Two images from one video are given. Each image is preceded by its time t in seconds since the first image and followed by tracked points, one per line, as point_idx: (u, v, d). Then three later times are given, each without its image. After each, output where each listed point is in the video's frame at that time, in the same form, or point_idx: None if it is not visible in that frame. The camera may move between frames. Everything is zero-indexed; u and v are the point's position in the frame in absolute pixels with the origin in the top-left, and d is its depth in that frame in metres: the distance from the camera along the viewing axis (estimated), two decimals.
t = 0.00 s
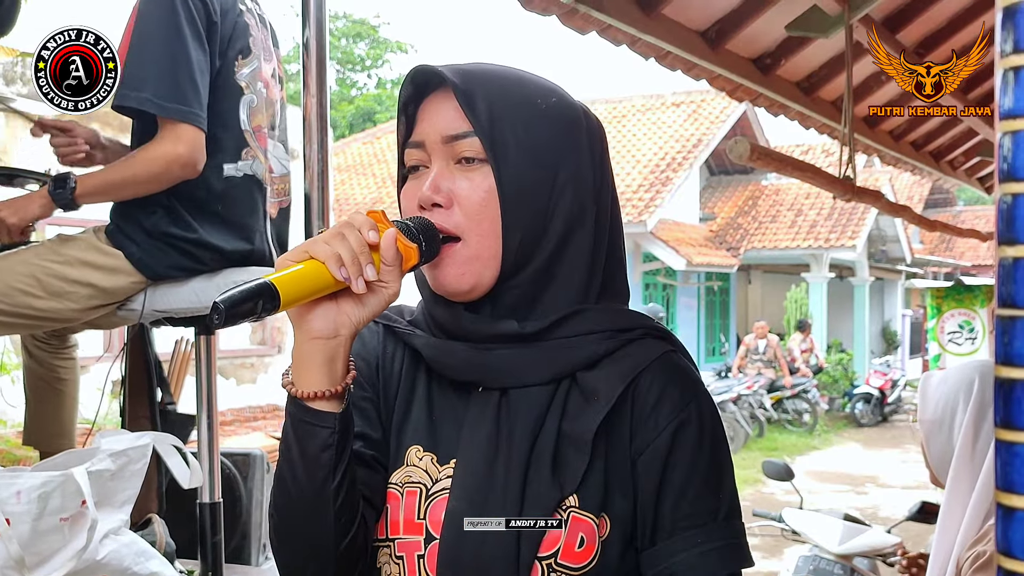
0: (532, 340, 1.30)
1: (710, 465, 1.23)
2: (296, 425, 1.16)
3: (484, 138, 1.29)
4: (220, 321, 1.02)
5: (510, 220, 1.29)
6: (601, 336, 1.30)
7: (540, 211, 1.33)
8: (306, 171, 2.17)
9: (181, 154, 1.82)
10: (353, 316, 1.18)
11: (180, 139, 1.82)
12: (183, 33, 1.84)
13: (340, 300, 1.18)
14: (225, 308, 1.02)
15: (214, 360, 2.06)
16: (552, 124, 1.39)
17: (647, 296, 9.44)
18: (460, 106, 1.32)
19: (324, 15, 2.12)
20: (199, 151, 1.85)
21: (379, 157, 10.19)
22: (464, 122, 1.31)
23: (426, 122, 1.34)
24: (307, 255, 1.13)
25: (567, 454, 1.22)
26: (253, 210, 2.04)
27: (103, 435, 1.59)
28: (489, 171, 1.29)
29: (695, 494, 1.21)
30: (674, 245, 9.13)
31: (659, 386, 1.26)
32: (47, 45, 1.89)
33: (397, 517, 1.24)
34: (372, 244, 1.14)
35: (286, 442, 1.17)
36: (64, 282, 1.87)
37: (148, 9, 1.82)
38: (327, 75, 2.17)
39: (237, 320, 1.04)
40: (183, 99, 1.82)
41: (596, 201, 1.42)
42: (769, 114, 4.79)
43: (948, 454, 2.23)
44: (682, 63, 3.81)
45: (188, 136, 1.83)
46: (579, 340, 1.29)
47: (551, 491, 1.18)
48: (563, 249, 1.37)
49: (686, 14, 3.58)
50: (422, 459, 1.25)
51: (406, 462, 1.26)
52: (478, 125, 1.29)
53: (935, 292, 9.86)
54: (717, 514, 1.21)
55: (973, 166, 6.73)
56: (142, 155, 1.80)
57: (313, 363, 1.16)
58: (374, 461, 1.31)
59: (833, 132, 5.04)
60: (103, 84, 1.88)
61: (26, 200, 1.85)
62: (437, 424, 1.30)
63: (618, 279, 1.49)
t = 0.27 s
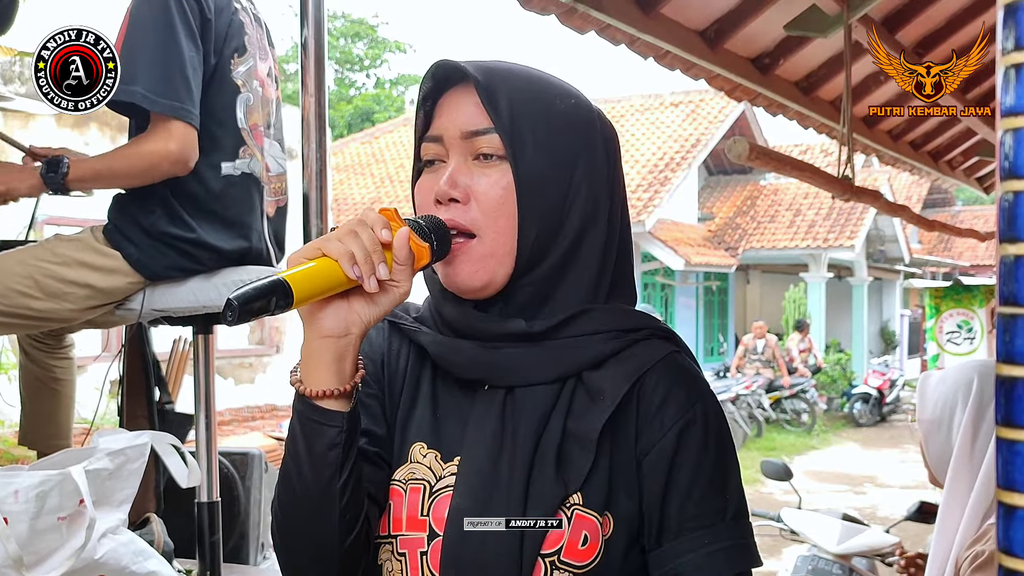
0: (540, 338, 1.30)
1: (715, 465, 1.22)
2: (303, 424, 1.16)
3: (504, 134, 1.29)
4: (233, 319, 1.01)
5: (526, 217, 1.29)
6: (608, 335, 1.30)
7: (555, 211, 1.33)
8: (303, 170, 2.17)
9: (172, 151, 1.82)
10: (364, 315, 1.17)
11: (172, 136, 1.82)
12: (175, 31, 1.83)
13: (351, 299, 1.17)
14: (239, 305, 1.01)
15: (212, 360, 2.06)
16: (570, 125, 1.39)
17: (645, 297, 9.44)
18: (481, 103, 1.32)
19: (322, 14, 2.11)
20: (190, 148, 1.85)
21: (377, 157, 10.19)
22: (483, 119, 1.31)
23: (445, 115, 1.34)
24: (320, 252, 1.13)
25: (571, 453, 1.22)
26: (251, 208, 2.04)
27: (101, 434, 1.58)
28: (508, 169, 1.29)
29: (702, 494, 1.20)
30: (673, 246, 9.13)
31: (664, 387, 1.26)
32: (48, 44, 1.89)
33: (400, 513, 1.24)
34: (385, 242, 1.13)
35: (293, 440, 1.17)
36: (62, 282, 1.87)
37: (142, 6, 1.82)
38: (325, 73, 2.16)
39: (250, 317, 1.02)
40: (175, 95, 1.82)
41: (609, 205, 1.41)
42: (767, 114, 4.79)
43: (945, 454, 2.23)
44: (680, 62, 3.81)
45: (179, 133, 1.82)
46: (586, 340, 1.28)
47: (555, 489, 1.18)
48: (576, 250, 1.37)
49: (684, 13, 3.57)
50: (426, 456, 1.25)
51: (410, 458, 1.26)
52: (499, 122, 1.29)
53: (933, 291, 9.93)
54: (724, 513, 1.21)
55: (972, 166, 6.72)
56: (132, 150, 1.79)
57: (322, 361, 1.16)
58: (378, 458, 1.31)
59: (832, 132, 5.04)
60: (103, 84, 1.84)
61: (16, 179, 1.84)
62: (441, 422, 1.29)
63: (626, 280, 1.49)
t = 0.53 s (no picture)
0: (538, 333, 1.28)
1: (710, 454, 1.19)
2: (319, 430, 1.13)
3: (535, 142, 1.28)
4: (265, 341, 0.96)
5: (544, 227, 1.28)
6: (604, 331, 1.27)
7: (573, 215, 1.32)
8: (301, 170, 2.16)
9: (174, 148, 1.82)
10: (387, 327, 1.13)
11: (174, 134, 1.82)
12: (174, 29, 1.83)
13: (376, 311, 1.12)
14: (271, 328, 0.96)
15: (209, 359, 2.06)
16: (595, 141, 1.38)
17: (643, 296, 9.45)
18: (513, 103, 1.31)
19: (321, 13, 2.11)
20: (192, 146, 1.85)
21: (375, 157, 10.18)
22: (513, 121, 1.30)
23: (473, 112, 1.33)
24: (349, 265, 1.07)
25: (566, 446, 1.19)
26: (250, 207, 2.03)
27: (98, 434, 1.58)
28: (534, 176, 1.29)
29: (697, 480, 1.16)
30: (671, 246, 9.14)
31: (657, 379, 1.24)
32: (48, 44, 1.88)
33: (394, 509, 1.22)
34: (414, 255, 1.07)
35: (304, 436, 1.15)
36: (61, 280, 1.86)
37: (140, 4, 1.82)
38: (323, 73, 2.16)
39: (280, 338, 0.98)
40: (175, 92, 1.81)
41: (620, 214, 1.41)
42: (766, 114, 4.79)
43: (944, 453, 2.23)
44: (679, 62, 3.81)
45: (182, 130, 1.83)
46: (582, 335, 1.26)
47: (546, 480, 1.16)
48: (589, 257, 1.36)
49: (683, 13, 3.57)
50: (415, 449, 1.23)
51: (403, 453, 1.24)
52: (530, 127, 1.29)
53: (931, 292, 9.92)
54: (722, 501, 1.16)
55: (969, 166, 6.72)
56: (133, 152, 1.80)
57: (342, 370, 1.13)
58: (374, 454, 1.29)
59: (830, 132, 5.04)
60: (102, 84, 1.84)
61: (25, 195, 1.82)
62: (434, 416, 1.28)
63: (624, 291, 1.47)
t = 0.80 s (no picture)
0: (539, 338, 1.29)
1: (689, 463, 1.20)
2: (340, 416, 1.13)
3: (547, 140, 1.29)
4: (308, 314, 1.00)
5: (554, 225, 1.29)
6: (601, 341, 1.27)
7: (577, 218, 1.32)
8: (299, 171, 2.16)
9: (182, 150, 1.82)
10: (412, 314, 1.16)
11: (181, 136, 1.82)
12: (182, 32, 1.83)
13: (402, 297, 1.16)
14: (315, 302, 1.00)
15: (207, 359, 2.06)
16: (601, 147, 1.38)
17: (642, 297, 9.44)
18: (528, 103, 1.32)
19: (318, 14, 2.12)
20: (199, 148, 1.85)
21: (373, 157, 10.19)
22: (526, 119, 1.31)
23: (484, 109, 1.33)
24: (380, 248, 1.11)
25: (554, 448, 1.21)
26: (248, 209, 2.03)
27: (95, 435, 1.58)
28: (546, 175, 1.29)
29: (674, 486, 1.17)
30: (669, 246, 9.14)
31: (648, 388, 1.25)
32: (47, 45, 1.89)
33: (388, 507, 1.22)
34: (441, 242, 1.11)
35: (326, 426, 1.14)
36: (59, 283, 1.86)
37: (146, 5, 1.82)
38: (321, 74, 2.16)
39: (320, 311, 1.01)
40: (182, 95, 1.82)
41: (618, 223, 1.41)
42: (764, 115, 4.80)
43: (941, 454, 2.23)
44: (676, 63, 3.82)
45: (189, 132, 1.83)
46: (581, 343, 1.27)
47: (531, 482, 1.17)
48: (588, 261, 1.37)
49: (680, 14, 3.57)
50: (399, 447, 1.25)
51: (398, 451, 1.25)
52: (542, 127, 1.29)
53: (929, 292, 9.93)
54: (691, 512, 1.16)
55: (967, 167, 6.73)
56: (140, 156, 1.80)
57: (365, 355, 1.15)
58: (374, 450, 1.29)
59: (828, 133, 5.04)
60: (102, 84, 1.84)
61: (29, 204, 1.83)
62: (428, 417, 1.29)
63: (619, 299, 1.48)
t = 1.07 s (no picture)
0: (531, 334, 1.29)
1: (678, 453, 1.20)
2: (352, 408, 1.12)
3: (552, 144, 1.29)
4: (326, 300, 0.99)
5: (556, 227, 1.29)
6: (595, 335, 1.29)
7: (575, 219, 1.33)
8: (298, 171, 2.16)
9: (171, 151, 1.82)
10: (419, 304, 1.15)
11: (170, 136, 1.82)
12: (176, 30, 1.83)
13: (409, 288, 1.15)
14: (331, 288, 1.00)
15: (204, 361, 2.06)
16: (598, 151, 1.39)
17: (641, 297, 9.43)
18: (532, 109, 1.32)
19: (317, 15, 2.12)
20: (188, 149, 1.85)
21: (372, 157, 10.20)
22: (529, 126, 1.31)
23: (486, 113, 1.32)
24: (385, 239, 1.11)
25: (547, 439, 1.21)
26: (246, 210, 2.03)
27: (94, 436, 1.58)
28: (549, 179, 1.29)
29: (663, 475, 1.17)
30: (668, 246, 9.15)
31: (638, 379, 1.26)
32: (49, 46, 1.89)
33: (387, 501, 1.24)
34: (443, 231, 1.12)
35: (338, 420, 1.13)
36: (55, 283, 1.87)
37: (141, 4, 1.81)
38: (320, 75, 2.16)
39: (337, 297, 1.01)
40: (175, 96, 1.82)
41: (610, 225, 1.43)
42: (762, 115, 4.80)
43: (939, 454, 2.24)
44: (675, 63, 3.82)
45: (178, 133, 1.83)
46: (576, 339, 1.28)
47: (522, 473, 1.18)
48: (581, 262, 1.37)
49: (679, 14, 3.57)
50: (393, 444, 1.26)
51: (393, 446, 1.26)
52: (547, 132, 1.30)
53: (927, 292, 9.94)
54: (681, 499, 1.16)
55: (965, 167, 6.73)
56: (133, 150, 1.79)
57: (375, 347, 1.13)
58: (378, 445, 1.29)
59: (826, 133, 5.04)
60: (102, 84, 1.84)
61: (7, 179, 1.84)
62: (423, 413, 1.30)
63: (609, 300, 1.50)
